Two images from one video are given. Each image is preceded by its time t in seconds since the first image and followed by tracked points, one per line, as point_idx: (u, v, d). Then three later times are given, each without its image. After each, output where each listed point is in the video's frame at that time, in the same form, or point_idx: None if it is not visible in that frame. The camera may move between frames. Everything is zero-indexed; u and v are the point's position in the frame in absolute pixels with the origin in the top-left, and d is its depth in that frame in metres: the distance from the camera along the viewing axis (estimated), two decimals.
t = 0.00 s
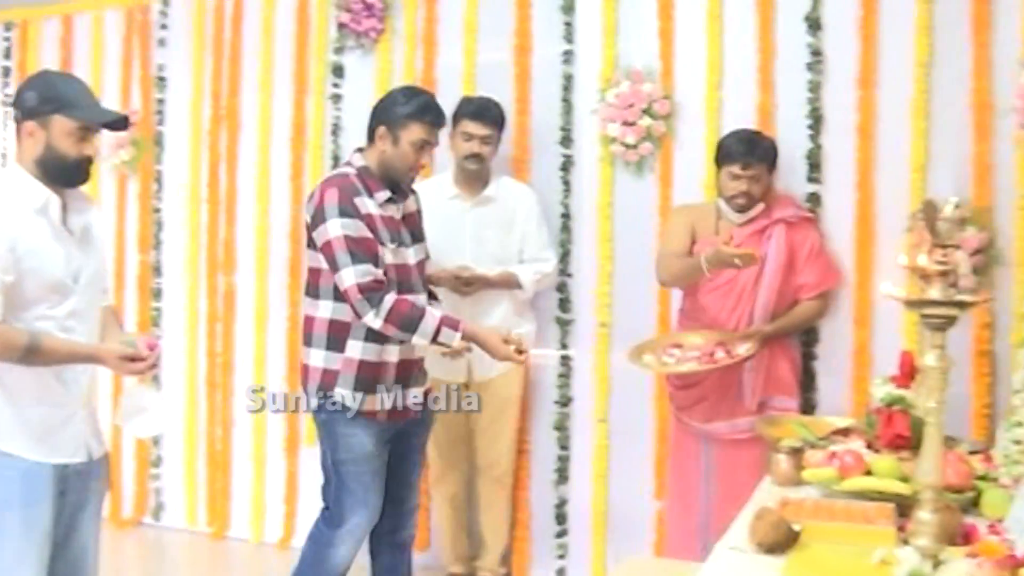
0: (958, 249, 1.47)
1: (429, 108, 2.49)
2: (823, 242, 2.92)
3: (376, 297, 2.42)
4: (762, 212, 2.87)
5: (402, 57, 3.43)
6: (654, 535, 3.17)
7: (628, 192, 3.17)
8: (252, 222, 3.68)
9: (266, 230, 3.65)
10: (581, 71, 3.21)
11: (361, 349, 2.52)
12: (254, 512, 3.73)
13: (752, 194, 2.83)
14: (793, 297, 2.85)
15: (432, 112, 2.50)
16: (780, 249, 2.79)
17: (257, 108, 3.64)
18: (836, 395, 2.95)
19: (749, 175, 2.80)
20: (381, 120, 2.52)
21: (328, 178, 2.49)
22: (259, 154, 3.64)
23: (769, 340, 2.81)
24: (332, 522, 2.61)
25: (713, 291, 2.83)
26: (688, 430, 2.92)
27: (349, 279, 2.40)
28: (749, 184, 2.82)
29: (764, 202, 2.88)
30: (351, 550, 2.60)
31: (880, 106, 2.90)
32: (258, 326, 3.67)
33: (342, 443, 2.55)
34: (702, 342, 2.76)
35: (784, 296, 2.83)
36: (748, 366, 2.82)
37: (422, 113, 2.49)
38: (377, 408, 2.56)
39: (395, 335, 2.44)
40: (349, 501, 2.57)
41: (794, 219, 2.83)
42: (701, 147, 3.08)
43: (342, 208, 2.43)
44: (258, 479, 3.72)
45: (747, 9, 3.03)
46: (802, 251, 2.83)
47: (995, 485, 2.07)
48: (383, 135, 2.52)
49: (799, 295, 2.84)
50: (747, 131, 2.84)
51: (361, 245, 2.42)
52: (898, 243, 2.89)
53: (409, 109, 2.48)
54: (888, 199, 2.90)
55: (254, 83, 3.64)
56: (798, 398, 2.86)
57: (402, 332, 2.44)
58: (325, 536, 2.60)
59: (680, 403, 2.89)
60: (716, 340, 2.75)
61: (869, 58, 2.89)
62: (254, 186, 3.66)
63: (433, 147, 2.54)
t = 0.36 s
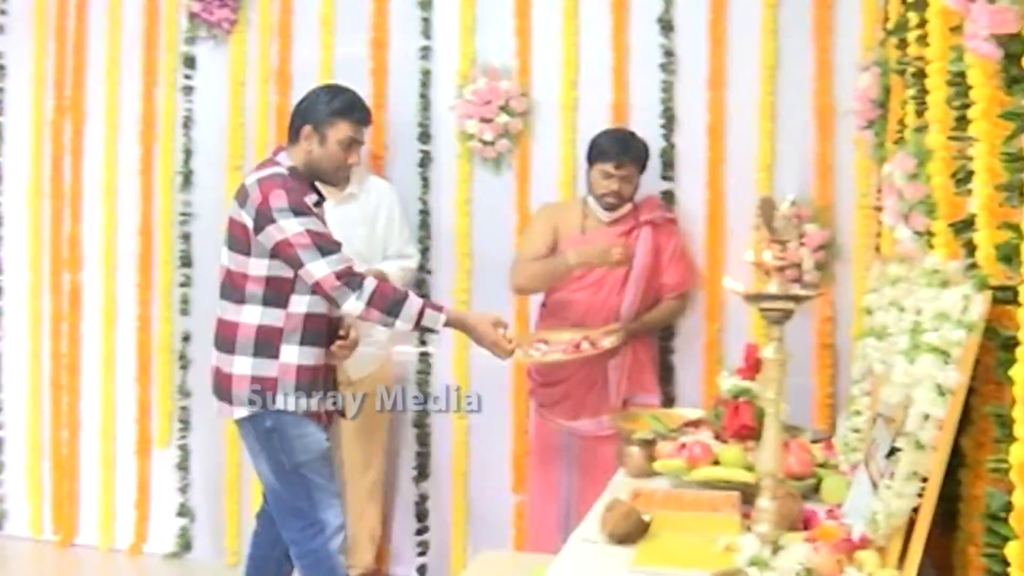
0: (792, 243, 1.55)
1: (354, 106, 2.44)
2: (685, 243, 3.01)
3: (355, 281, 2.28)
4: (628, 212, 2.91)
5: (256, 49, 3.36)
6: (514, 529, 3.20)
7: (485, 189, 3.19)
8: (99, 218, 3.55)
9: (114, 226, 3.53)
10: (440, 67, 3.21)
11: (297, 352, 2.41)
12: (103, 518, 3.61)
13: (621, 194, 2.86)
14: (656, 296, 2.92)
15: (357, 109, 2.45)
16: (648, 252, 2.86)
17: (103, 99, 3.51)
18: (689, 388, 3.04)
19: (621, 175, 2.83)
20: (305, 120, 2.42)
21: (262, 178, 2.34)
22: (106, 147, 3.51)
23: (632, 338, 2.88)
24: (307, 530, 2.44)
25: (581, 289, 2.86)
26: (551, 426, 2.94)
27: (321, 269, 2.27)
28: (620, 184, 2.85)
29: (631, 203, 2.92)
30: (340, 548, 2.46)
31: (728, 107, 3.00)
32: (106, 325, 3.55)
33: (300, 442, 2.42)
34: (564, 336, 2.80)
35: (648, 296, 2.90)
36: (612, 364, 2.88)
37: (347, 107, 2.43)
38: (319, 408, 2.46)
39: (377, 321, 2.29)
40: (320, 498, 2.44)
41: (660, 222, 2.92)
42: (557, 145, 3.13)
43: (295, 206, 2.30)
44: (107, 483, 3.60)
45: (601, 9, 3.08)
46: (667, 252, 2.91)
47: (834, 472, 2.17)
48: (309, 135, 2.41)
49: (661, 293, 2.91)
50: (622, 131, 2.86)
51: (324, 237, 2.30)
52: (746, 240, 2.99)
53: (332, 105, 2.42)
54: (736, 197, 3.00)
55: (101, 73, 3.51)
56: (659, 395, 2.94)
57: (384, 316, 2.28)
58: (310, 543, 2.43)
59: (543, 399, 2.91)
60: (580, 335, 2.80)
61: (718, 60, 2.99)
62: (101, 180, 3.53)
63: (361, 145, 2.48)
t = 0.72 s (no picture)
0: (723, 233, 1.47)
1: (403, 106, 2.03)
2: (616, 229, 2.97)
3: (444, 264, 1.94)
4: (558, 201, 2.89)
5: (177, 36, 3.26)
6: (447, 526, 3.16)
7: (416, 180, 3.13)
8: (13, 211, 3.40)
9: (30, 220, 3.38)
10: (368, 56, 3.14)
11: (310, 344, 2.11)
12: (23, 523, 3.47)
13: (552, 183, 2.84)
14: (590, 286, 2.88)
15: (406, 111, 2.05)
16: (576, 239, 2.84)
17: (16, 88, 3.36)
18: (625, 380, 3.01)
19: (552, 163, 2.81)
20: (343, 120, 2.01)
21: (318, 177, 1.97)
22: (19, 138, 3.37)
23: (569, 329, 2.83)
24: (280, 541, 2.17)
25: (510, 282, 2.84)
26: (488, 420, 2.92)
27: (414, 253, 1.91)
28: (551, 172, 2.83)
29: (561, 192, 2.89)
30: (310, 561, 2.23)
31: (660, 96, 2.97)
32: (22, 324, 3.41)
33: (291, 448, 2.14)
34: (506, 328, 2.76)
35: (582, 286, 2.86)
36: (549, 357, 2.81)
37: (309, 96, 2.80)
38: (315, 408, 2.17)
39: (465, 307, 1.93)
40: (301, 506, 2.18)
41: (588, 210, 2.87)
42: (488, 135, 3.08)
43: (370, 202, 1.94)
44: (27, 488, 3.46)
45: None
46: (598, 241, 2.87)
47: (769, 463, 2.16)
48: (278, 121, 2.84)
49: (595, 283, 2.87)
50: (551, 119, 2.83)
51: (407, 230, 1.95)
52: (680, 231, 2.97)
53: (299, 94, 2.80)
54: (669, 187, 2.98)
55: (13, 61, 3.36)
56: (596, 386, 2.88)
57: (474, 298, 1.93)
58: (284, 558, 2.17)
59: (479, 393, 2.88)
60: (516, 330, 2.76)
61: (649, 48, 2.96)
62: (15, 172, 3.39)
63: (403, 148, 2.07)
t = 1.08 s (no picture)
0: (731, 231, 1.37)
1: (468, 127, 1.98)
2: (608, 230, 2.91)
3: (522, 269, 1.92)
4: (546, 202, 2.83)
5: (156, 42, 3.18)
6: (443, 537, 3.06)
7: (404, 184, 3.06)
8: None
9: (9, 233, 3.30)
10: (354, 59, 3.07)
11: (348, 359, 2.09)
12: (8, 544, 3.38)
13: (541, 182, 2.78)
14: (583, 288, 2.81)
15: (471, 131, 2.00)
16: (567, 240, 2.77)
17: None
18: (624, 385, 2.94)
19: (539, 162, 2.75)
20: (406, 140, 1.95)
21: (391, 198, 1.89)
22: None
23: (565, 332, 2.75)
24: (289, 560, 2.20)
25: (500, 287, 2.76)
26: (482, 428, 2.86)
27: (492, 263, 1.88)
28: (538, 172, 2.77)
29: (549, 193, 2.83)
30: None
31: (651, 95, 2.91)
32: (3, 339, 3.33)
33: (310, 468, 2.17)
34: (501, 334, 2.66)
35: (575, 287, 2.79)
36: (545, 362, 2.74)
37: (323, 102, 2.88)
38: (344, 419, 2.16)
39: (547, 314, 1.92)
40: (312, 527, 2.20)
41: (578, 210, 2.80)
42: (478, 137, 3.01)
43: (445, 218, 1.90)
44: (11, 507, 3.37)
45: None
46: (590, 241, 2.81)
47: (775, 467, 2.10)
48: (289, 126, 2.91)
49: (588, 286, 2.80)
50: (535, 119, 2.78)
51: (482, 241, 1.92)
52: (675, 233, 2.91)
53: (313, 100, 2.88)
54: (664, 187, 2.91)
55: None
56: (593, 389, 2.80)
57: (557, 301, 1.92)
58: None
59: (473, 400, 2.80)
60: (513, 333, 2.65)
61: (639, 45, 2.89)
62: None
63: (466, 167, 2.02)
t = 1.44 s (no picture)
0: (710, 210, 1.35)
1: (447, 107, 1.98)
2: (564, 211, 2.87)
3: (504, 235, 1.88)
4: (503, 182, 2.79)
5: (99, 22, 3.09)
6: (402, 526, 3.01)
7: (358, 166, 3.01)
8: None
9: None
10: (304, 38, 3.00)
11: (322, 344, 2.14)
12: None
13: (499, 163, 2.73)
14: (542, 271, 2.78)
15: (449, 111, 1.99)
16: (525, 222, 2.75)
17: None
18: (584, 368, 2.91)
19: (497, 144, 2.70)
20: (383, 121, 1.95)
21: (365, 178, 1.90)
22: None
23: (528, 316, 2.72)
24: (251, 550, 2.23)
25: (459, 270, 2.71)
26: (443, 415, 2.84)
27: (471, 231, 1.85)
28: (497, 154, 2.72)
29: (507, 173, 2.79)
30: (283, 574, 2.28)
31: (608, 74, 2.87)
32: None
33: (276, 463, 2.20)
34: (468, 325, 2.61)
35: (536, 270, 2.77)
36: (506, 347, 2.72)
37: (275, 82, 2.82)
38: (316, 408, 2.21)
39: (536, 276, 1.86)
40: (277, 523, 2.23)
41: (537, 191, 2.78)
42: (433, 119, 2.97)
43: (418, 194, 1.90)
44: None
45: None
46: (549, 221, 2.79)
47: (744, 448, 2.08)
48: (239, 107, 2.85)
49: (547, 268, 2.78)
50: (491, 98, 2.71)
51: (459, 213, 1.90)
52: (633, 214, 2.89)
53: (264, 80, 2.82)
54: (623, 168, 2.89)
55: None
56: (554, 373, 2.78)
57: (546, 259, 1.86)
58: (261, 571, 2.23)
59: (432, 385, 2.75)
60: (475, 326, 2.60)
61: (597, 24, 2.86)
62: None
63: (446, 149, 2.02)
